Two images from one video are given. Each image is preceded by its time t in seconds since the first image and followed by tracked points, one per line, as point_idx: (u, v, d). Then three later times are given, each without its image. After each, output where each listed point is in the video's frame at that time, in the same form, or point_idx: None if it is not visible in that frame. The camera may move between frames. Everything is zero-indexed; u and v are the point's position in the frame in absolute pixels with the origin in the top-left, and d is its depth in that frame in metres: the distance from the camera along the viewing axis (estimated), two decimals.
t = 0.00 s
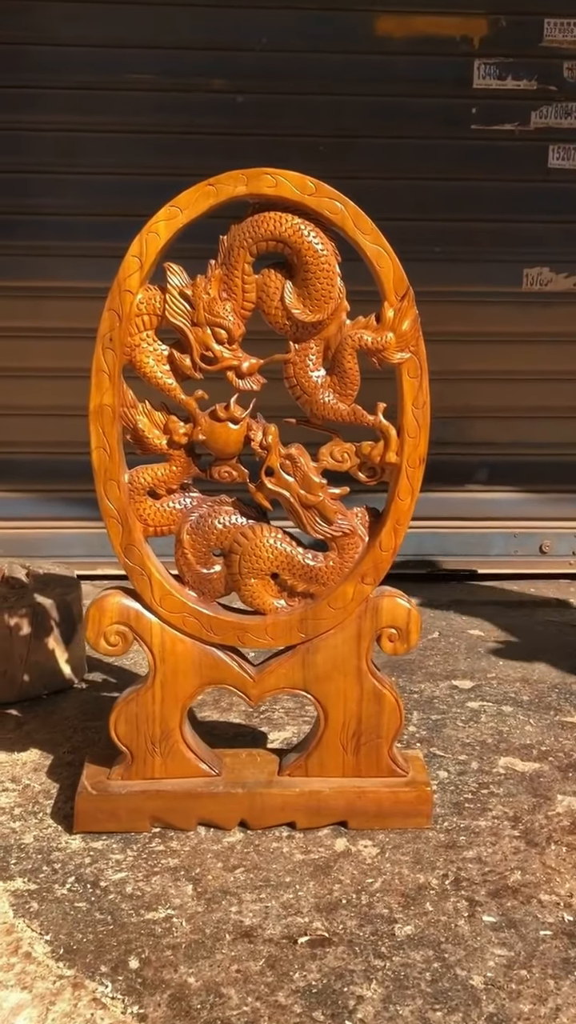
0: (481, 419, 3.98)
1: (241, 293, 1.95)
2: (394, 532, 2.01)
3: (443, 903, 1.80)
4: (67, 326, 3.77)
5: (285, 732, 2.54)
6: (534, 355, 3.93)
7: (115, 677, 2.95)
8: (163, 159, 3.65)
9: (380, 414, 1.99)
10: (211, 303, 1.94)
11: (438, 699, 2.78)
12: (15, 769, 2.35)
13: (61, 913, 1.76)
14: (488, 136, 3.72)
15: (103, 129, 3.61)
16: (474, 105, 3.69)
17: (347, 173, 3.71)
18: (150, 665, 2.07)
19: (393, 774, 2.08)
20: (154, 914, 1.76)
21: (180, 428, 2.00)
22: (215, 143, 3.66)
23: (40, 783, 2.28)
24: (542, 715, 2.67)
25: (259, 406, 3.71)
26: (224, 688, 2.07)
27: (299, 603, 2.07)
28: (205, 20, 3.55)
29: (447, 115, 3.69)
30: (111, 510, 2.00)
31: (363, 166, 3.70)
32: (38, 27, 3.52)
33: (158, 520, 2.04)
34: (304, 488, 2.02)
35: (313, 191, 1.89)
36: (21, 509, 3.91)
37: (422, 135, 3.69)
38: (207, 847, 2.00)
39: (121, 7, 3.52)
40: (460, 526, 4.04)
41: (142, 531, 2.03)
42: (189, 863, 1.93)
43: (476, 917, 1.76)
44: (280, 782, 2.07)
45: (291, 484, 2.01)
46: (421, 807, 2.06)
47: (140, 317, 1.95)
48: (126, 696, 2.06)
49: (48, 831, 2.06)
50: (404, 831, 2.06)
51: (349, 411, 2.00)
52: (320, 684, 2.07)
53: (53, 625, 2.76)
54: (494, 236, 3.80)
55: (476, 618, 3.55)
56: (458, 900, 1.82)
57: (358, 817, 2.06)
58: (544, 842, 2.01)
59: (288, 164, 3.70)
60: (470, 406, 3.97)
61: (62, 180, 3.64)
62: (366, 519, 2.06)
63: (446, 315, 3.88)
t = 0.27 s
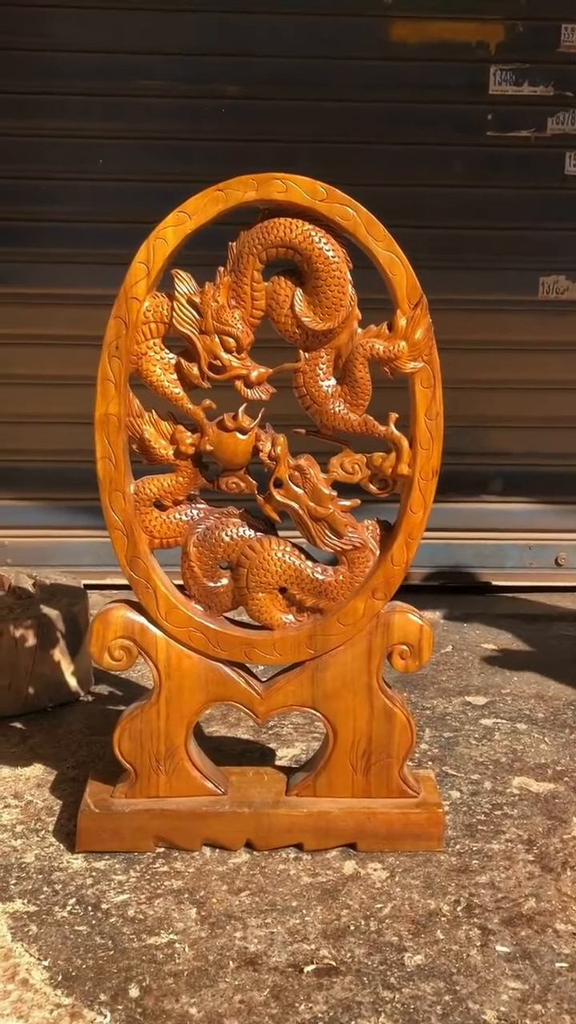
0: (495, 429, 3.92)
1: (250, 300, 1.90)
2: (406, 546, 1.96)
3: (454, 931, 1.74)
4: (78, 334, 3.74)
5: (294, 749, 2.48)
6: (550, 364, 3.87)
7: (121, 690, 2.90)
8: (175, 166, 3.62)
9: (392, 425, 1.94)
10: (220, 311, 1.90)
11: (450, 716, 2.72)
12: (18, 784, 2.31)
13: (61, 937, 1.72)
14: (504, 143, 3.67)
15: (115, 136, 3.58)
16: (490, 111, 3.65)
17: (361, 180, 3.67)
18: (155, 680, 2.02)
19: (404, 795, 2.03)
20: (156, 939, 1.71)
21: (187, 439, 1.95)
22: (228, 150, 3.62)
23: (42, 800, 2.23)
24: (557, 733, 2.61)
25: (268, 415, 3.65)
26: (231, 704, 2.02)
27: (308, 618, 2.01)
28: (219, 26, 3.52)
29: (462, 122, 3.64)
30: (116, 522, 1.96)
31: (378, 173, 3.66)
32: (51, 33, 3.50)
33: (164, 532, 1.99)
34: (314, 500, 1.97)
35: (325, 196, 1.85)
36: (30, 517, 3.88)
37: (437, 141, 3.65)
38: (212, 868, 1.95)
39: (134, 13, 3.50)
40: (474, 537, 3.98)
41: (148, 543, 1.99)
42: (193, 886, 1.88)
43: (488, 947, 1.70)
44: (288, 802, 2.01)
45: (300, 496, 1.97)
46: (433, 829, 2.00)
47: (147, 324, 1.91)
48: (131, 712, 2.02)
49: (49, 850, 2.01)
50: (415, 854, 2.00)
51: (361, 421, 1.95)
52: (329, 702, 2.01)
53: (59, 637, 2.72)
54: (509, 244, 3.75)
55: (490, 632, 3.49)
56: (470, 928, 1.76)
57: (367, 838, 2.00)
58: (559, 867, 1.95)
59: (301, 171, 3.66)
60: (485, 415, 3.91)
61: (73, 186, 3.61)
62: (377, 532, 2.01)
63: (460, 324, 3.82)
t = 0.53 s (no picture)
0: (505, 435, 3.86)
1: (254, 301, 1.86)
2: (413, 553, 1.91)
3: (462, 951, 1.69)
4: (82, 337, 3.70)
5: (298, 760, 2.43)
6: (560, 369, 3.82)
7: (124, 699, 2.85)
8: (181, 169, 3.59)
9: (399, 429, 1.89)
10: (223, 311, 1.85)
11: (458, 727, 2.66)
12: (16, 795, 2.26)
13: (56, 955, 1.67)
14: (514, 146, 3.63)
15: (121, 138, 3.55)
16: (500, 114, 3.60)
17: (370, 183, 3.63)
18: (155, 690, 1.98)
19: (410, 809, 1.97)
20: (154, 957, 1.66)
21: (189, 443, 1.91)
22: (234, 153, 3.59)
23: (41, 811, 2.18)
24: (567, 746, 2.55)
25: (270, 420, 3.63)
26: (233, 715, 1.97)
27: (312, 627, 1.97)
28: (226, 28, 3.49)
29: (472, 124, 3.60)
30: (116, 527, 1.91)
31: (386, 176, 3.62)
32: (57, 35, 3.47)
33: (165, 538, 1.94)
34: (319, 506, 1.92)
35: (330, 194, 1.80)
36: (34, 523, 3.84)
37: (446, 144, 3.61)
38: (213, 884, 1.89)
39: (141, 15, 3.47)
40: (482, 544, 3.92)
41: (148, 549, 1.94)
42: (193, 901, 1.83)
43: (497, 969, 1.64)
44: (291, 815, 1.96)
45: (304, 501, 1.92)
46: (440, 844, 1.94)
47: (148, 325, 1.86)
48: (130, 722, 1.97)
49: (47, 863, 1.96)
50: (421, 870, 1.95)
51: (367, 425, 1.90)
52: (333, 713, 1.96)
53: (60, 645, 2.67)
54: (519, 248, 3.70)
55: (499, 640, 3.43)
56: (479, 948, 1.70)
57: (373, 854, 1.95)
58: (571, 885, 1.89)
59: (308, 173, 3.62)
60: (494, 421, 3.85)
61: (79, 189, 3.57)
62: (383, 539, 1.96)
63: (470, 328, 3.77)
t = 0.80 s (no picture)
0: (507, 434, 3.82)
1: (251, 296, 1.82)
2: (415, 554, 1.87)
3: (465, 962, 1.64)
4: (80, 337, 3.66)
5: (298, 765, 2.39)
6: (563, 368, 3.77)
7: (121, 703, 2.81)
8: (180, 167, 3.55)
9: (400, 427, 1.85)
10: (219, 306, 1.81)
11: (461, 730, 2.62)
12: (11, 801, 2.22)
13: (49, 968, 1.64)
14: (516, 142, 3.59)
15: (119, 136, 3.51)
16: (501, 110, 3.56)
17: (370, 180, 3.58)
18: (151, 694, 1.93)
19: (413, 815, 1.93)
20: (149, 970, 1.63)
21: (185, 441, 1.86)
22: (233, 150, 3.55)
23: (36, 818, 2.14)
24: (572, 750, 2.50)
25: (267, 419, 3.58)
26: (231, 720, 1.93)
27: (312, 629, 1.92)
28: (224, 24, 3.45)
29: (473, 121, 3.56)
30: (111, 528, 1.87)
31: (386, 173, 3.58)
32: (53, 32, 3.43)
33: (161, 539, 1.90)
34: (318, 505, 1.88)
35: (329, 187, 1.76)
36: (31, 524, 3.80)
37: (447, 141, 3.57)
38: (210, 893, 1.85)
39: (138, 11, 3.43)
40: (485, 545, 3.88)
41: (144, 550, 1.90)
42: (190, 911, 1.79)
43: (502, 981, 1.60)
44: (291, 822, 1.92)
45: (303, 501, 1.88)
46: (443, 851, 1.90)
47: (143, 321, 1.82)
48: (126, 727, 1.93)
49: (41, 871, 1.92)
50: (424, 878, 1.90)
51: (367, 423, 1.86)
52: (334, 717, 1.92)
53: (57, 648, 2.63)
54: (522, 245, 3.66)
55: (502, 642, 3.39)
56: (483, 959, 1.66)
57: (374, 861, 1.90)
58: None
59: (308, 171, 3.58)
60: (497, 421, 3.81)
61: (76, 188, 3.54)
62: (384, 539, 1.92)
63: (472, 326, 3.73)
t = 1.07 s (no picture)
0: (509, 434, 3.79)
1: (249, 292, 1.79)
2: (416, 554, 1.84)
3: (470, 971, 1.61)
4: (78, 337, 3.63)
5: (299, 768, 2.36)
6: (564, 366, 3.74)
7: (120, 706, 2.77)
8: (177, 165, 3.52)
9: (401, 425, 1.82)
10: (217, 303, 1.78)
11: (464, 733, 2.59)
12: (8, 807, 2.19)
13: (46, 978, 1.61)
14: (516, 139, 3.56)
15: (116, 134, 3.48)
16: (501, 106, 3.54)
17: (369, 177, 3.55)
18: (150, 697, 1.90)
19: (416, 820, 1.90)
20: (148, 979, 1.60)
21: (183, 441, 1.83)
22: (231, 148, 3.52)
23: (34, 823, 2.11)
24: None
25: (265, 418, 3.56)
26: (231, 723, 1.90)
27: (312, 631, 1.89)
28: (222, 21, 3.42)
29: (473, 118, 3.53)
30: (108, 529, 1.85)
31: (386, 170, 3.55)
32: (50, 30, 3.40)
33: (158, 540, 1.87)
34: (318, 505, 1.85)
35: (328, 181, 1.73)
36: (30, 526, 3.77)
37: (447, 138, 3.54)
38: (211, 899, 1.82)
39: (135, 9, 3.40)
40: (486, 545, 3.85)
41: (142, 552, 1.87)
42: (190, 918, 1.76)
43: (508, 989, 1.57)
44: (292, 827, 1.89)
45: (303, 501, 1.84)
46: (447, 856, 1.87)
47: (139, 319, 1.79)
48: (124, 731, 1.90)
49: (38, 878, 1.89)
50: (427, 884, 1.87)
51: (367, 421, 1.82)
52: (335, 720, 1.89)
53: (55, 651, 2.60)
54: (522, 243, 3.63)
55: (505, 643, 3.36)
56: (488, 967, 1.63)
57: (376, 867, 1.87)
58: None
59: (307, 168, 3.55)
60: (498, 419, 3.78)
61: (73, 186, 3.51)
62: (385, 539, 1.89)
63: (472, 325, 3.70)
